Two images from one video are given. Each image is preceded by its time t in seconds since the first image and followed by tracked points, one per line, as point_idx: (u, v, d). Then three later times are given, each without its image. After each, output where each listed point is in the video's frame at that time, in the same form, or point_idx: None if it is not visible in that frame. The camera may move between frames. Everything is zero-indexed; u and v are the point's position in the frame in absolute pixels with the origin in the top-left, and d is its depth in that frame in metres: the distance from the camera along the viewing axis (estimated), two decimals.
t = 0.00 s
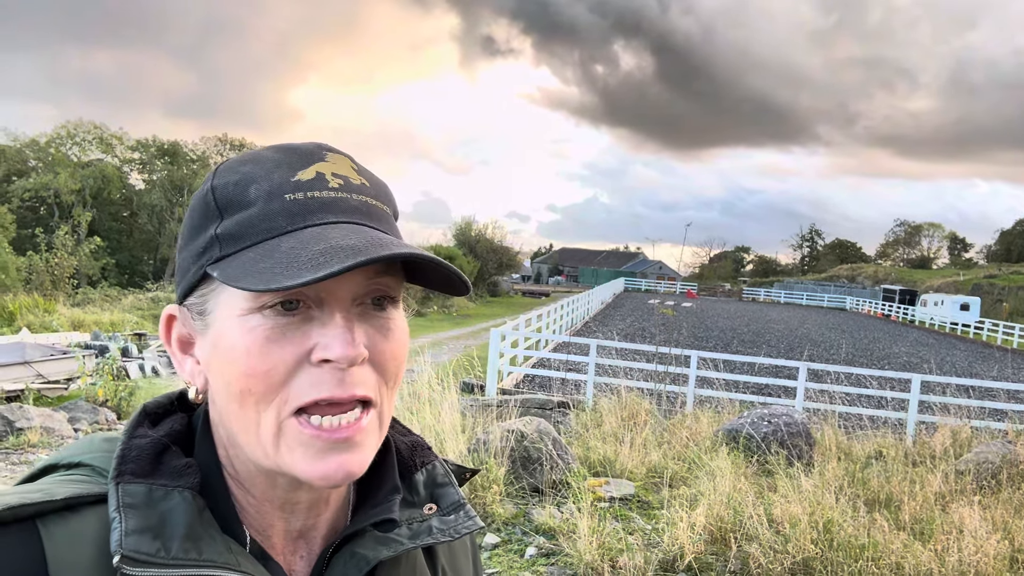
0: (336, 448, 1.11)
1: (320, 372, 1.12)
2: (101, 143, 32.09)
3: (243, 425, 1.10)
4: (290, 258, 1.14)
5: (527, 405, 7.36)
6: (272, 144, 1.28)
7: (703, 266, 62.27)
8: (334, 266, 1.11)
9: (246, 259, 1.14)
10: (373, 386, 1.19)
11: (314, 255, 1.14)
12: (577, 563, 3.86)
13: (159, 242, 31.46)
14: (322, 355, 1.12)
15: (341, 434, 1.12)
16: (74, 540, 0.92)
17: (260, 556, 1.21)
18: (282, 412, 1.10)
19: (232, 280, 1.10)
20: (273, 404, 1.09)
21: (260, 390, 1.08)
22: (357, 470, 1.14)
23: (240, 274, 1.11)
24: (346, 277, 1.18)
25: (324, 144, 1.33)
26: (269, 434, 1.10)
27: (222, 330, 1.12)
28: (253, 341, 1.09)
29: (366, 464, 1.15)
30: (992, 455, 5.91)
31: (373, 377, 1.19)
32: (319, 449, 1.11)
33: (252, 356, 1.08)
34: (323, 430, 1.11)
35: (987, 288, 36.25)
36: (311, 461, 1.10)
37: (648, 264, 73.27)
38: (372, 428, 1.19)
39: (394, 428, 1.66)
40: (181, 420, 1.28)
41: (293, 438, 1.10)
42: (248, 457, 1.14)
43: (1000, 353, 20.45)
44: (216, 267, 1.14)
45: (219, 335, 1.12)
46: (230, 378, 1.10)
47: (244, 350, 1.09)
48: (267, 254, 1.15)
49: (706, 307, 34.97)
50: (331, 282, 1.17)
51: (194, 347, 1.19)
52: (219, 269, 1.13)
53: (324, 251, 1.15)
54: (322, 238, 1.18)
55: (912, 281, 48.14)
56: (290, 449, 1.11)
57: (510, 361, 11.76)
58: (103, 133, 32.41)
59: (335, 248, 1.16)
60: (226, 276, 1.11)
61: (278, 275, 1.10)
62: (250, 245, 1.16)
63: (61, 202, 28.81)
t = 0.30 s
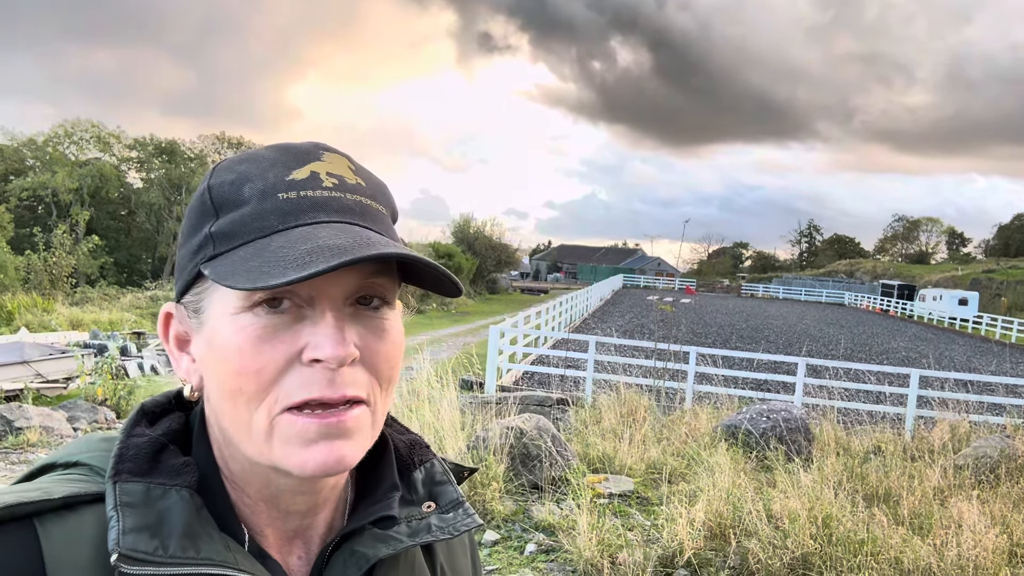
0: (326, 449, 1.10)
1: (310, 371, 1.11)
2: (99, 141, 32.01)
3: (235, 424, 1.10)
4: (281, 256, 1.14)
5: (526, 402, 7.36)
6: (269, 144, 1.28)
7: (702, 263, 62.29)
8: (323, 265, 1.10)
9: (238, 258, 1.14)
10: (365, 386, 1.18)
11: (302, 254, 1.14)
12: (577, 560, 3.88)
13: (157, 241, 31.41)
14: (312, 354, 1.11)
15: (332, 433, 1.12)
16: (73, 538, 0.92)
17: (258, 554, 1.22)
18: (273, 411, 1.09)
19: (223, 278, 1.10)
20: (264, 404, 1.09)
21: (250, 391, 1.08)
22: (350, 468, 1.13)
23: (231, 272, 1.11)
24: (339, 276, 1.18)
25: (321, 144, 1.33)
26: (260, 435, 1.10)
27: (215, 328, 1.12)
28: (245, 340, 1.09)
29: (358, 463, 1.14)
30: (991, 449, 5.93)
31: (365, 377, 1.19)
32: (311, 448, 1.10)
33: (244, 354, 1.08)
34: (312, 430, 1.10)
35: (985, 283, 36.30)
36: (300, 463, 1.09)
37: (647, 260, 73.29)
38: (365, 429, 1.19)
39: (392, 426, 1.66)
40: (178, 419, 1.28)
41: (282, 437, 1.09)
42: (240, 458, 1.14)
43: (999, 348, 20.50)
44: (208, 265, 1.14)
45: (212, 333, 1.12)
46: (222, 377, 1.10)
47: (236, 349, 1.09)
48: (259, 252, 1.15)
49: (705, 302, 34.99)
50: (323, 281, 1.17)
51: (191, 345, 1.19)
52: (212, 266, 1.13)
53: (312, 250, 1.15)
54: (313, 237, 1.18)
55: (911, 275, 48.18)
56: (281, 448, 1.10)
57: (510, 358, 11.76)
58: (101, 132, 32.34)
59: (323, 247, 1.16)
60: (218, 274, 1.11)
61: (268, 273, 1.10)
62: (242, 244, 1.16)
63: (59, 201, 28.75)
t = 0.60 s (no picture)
0: (316, 441, 1.10)
1: (303, 364, 1.11)
2: (94, 139, 31.86)
3: (230, 416, 1.10)
4: (275, 247, 1.13)
5: (524, 397, 7.36)
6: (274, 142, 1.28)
7: (699, 256, 62.37)
8: (314, 256, 1.09)
9: (235, 250, 1.14)
10: (358, 382, 1.17)
11: (294, 244, 1.13)
12: (575, 554, 3.89)
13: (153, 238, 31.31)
14: (305, 348, 1.11)
15: (323, 426, 1.11)
16: (70, 534, 0.91)
17: (258, 547, 1.21)
18: (265, 403, 1.09)
19: (219, 269, 1.10)
20: (258, 395, 1.09)
21: (245, 381, 1.09)
22: (342, 461, 1.12)
23: (227, 263, 1.11)
24: (334, 270, 1.17)
25: (326, 143, 1.32)
26: (254, 425, 1.09)
27: (213, 320, 1.13)
28: (241, 331, 1.10)
29: (350, 456, 1.13)
30: (988, 440, 5.95)
31: (357, 372, 1.17)
32: (302, 440, 1.09)
33: (241, 346, 1.09)
34: (303, 422, 1.10)
35: (981, 274, 36.41)
36: (292, 456, 1.09)
37: (644, 255, 73.39)
38: (358, 424, 1.17)
39: (391, 422, 1.66)
40: (178, 415, 1.26)
41: (274, 429, 1.09)
42: (236, 451, 1.14)
43: (995, 339, 20.58)
44: (208, 259, 1.14)
45: (210, 326, 1.13)
46: (218, 369, 1.11)
47: (231, 340, 1.09)
48: (256, 245, 1.14)
49: (702, 296, 35.03)
50: (318, 274, 1.16)
51: (193, 338, 1.19)
52: (211, 259, 1.14)
53: (303, 240, 1.13)
54: (309, 229, 1.16)
55: (907, 268, 48.33)
56: (273, 440, 1.10)
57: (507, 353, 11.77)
58: (95, 129, 32.18)
59: (315, 239, 1.14)
60: (216, 267, 1.12)
61: (263, 263, 1.10)
62: (242, 235, 1.16)
63: (54, 199, 28.62)
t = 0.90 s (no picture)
0: (307, 443, 1.09)
1: (296, 364, 1.11)
2: (90, 137, 31.74)
3: (225, 415, 1.11)
4: (274, 244, 1.13)
5: (523, 394, 7.37)
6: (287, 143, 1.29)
7: (698, 251, 62.34)
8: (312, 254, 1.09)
9: (236, 248, 1.15)
10: (352, 386, 1.16)
11: (292, 244, 1.12)
12: (576, 550, 3.90)
13: (151, 237, 31.21)
14: (297, 348, 1.11)
15: (315, 427, 1.11)
16: (79, 534, 0.91)
17: (265, 549, 1.20)
18: (257, 404, 1.10)
19: (221, 267, 1.11)
20: (250, 394, 1.09)
21: (238, 382, 1.09)
22: (334, 464, 1.12)
23: (229, 260, 1.12)
24: (334, 271, 1.16)
25: (339, 145, 1.31)
26: (244, 425, 1.10)
27: (215, 319, 1.14)
28: (236, 330, 1.11)
29: (343, 458, 1.12)
30: (987, 433, 5.97)
31: (351, 376, 1.16)
32: (288, 443, 1.09)
33: (236, 345, 1.10)
34: (294, 422, 1.09)
35: (980, 267, 36.44)
36: (283, 457, 1.08)
37: (642, 250, 73.38)
38: (351, 429, 1.16)
39: (399, 425, 1.66)
40: (186, 417, 1.26)
41: (263, 431, 1.09)
42: (235, 451, 1.14)
43: (994, 332, 20.62)
44: (211, 256, 1.16)
45: (213, 324, 1.14)
46: (218, 365, 1.12)
47: (231, 337, 1.11)
48: (258, 243, 1.14)
49: (700, 291, 35.06)
50: (318, 274, 1.15)
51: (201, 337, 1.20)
52: (214, 256, 1.15)
53: (301, 240, 1.13)
54: (310, 228, 1.15)
55: (905, 262, 48.38)
56: (262, 441, 1.09)
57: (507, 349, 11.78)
58: (91, 128, 32.04)
59: (315, 238, 1.13)
60: (215, 262, 1.13)
61: (257, 262, 1.10)
62: (244, 234, 1.16)
63: (51, 198, 28.54)
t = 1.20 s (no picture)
0: (310, 435, 1.10)
1: (301, 359, 1.11)
2: (92, 142, 31.81)
3: (231, 409, 1.11)
4: (276, 240, 1.12)
5: (525, 395, 7.37)
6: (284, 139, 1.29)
7: (699, 252, 62.30)
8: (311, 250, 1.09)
9: (238, 243, 1.14)
10: (357, 381, 1.16)
11: (296, 238, 1.12)
12: (578, 550, 3.89)
13: (153, 240, 31.25)
14: (304, 343, 1.11)
15: (320, 424, 1.11)
16: (70, 532, 0.91)
17: (260, 547, 1.20)
18: (262, 398, 1.09)
19: (223, 261, 1.11)
20: (256, 389, 1.09)
21: (245, 376, 1.09)
22: (337, 459, 1.12)
23: (232, 255, 1.12)
24: (335, 266, 1.17)
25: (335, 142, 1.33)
26: (252, 420, 1.10)
27: (215, 314, 1.14)
28: (241, 324, 1.10)
29: (345, 455, 1.13)
30: (990, 432, 5.95)
31: (357, 371, 1.16)
32: (298, 437, 1.09)
33: (242, 339, 1.10)
34: (299, 413, 1.09)
35: (982, 266, 36.39)
36: (288, 451, 1.09)
37: (643, 250, 73.37)
38: (356, 424, 1.16)
39: (393, 424, 1.66)
40: (179, 415, 1.26)
41: (271, 425, 1.09)
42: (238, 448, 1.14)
43: (996, 330, 20.57)
44: (212, 251, 1.15)
45: (213, 320, 1.14)
46: (220, 361, 1.12)
47: (232, 332, 1.10)
48: (259, 237, 1.14)
49: (702, 291, 35.04)
50: (320, 268, 1.15)
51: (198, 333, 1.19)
52: (216, 251, 1.14)
53: (306, 234, 1.13)
54: (312, 223, 1.15)
55: (907, 261, 48.32)
56: (270, 436, 1.09)
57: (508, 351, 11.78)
58: (93, 132, 32.10)
59: (316, 232, 1.13)
60: (218, 257, 1.12)
61: (262, 256, 1.10)
62: (244, 229, 1.16)
63: (54, 202, 28.62)
